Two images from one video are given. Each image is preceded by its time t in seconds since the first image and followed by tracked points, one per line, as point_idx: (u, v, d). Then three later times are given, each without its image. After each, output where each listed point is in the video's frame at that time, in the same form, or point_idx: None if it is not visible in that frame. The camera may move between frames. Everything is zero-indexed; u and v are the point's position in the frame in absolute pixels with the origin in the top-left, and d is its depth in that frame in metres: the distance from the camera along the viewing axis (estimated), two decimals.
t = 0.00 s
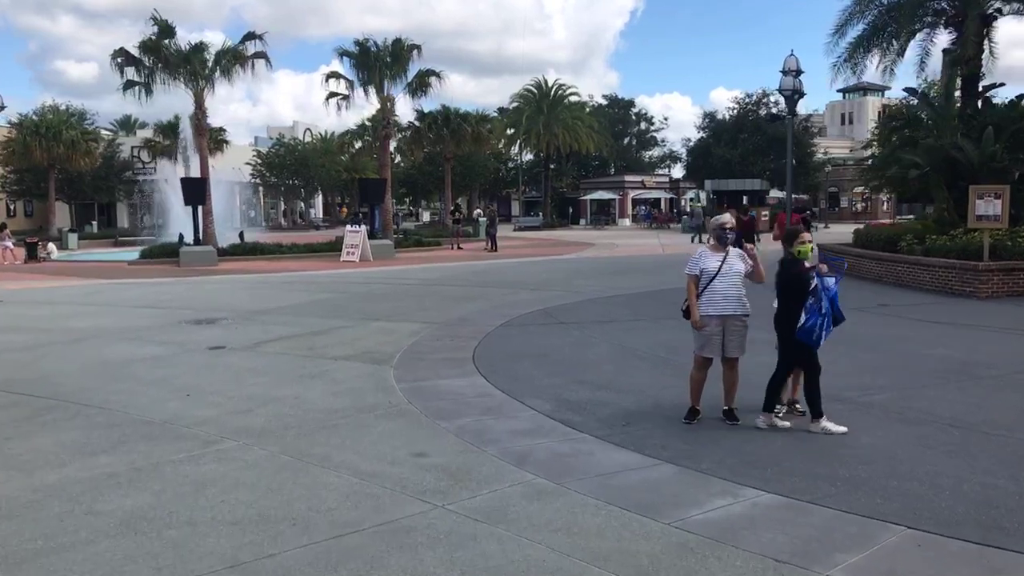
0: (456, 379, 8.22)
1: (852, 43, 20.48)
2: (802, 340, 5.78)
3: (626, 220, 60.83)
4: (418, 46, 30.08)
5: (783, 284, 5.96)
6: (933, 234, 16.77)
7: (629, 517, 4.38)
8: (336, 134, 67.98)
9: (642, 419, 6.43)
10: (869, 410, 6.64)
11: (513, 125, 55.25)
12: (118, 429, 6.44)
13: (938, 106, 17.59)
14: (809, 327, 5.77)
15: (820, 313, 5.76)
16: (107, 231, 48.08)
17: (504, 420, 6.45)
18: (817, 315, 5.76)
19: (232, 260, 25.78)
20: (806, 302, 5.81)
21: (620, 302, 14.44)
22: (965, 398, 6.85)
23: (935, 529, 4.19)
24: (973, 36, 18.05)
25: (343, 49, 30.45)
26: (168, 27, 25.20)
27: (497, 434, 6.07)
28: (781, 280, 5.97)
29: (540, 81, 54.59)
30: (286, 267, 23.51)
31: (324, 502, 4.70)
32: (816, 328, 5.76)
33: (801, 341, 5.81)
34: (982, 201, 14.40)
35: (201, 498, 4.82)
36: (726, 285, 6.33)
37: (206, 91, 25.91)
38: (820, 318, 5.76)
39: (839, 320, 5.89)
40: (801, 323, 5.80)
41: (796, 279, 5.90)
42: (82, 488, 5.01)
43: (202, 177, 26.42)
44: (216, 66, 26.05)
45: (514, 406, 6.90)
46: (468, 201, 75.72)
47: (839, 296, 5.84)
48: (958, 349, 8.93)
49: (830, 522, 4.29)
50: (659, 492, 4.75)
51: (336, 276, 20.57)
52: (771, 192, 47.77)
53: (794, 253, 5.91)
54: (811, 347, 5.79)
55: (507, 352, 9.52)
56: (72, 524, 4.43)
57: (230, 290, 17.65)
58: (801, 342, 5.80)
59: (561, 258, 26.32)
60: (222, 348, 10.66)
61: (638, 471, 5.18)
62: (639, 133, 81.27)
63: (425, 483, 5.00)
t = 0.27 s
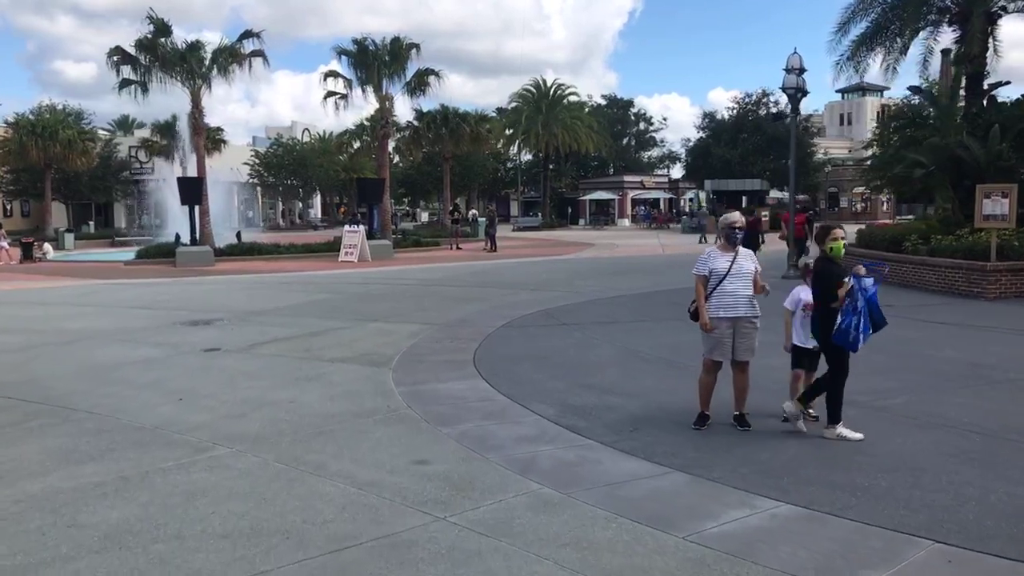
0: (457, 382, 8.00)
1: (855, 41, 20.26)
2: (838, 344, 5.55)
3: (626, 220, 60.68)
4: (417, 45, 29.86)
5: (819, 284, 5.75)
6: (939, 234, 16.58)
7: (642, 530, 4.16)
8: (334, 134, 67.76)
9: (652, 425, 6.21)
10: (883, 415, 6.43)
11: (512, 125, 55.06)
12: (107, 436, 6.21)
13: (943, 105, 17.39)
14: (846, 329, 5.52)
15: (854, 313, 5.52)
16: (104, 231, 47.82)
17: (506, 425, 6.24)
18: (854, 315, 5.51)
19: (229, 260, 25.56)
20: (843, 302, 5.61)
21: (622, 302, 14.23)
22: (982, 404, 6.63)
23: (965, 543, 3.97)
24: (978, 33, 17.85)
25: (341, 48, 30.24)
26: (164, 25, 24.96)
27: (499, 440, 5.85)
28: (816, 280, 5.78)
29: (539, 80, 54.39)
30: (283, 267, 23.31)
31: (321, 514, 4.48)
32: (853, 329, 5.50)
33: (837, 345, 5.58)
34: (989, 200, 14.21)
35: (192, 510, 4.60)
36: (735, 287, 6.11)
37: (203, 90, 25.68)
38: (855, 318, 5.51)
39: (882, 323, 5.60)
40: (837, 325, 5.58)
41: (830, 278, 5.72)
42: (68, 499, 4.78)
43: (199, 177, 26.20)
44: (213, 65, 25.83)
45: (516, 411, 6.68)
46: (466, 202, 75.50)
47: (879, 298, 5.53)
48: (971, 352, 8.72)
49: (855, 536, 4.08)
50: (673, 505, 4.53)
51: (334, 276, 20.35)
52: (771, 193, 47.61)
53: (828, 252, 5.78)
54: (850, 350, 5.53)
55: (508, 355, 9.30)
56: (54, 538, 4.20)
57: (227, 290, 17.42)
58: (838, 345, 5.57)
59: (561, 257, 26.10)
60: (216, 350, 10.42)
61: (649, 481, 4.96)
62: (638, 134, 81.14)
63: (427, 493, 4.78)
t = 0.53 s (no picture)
0: (459, 387, 7.76)
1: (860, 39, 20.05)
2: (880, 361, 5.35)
3: (626, 220, 60.46)
4: (416, 43, 29.62)
5: (849, 290, 5.52)
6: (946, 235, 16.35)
7: (657, 548, 3.93)
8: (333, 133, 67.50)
9: (663, 433, 5.97)
10: (902, 422, 6.20)
11: (511, 125, 54.83)
12: (96, 444, 5.97)
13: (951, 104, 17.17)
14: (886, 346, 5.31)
15: (891, 327, 5.30)
16: (101, 231, 47.53)
17: (511, 433, 6.00)
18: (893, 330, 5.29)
19: (226, 260, 25.29)
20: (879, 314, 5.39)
21: (625, 304, 13.99)
22: (1004, 411, 6.39)
23: (1001, 563, 3.74)
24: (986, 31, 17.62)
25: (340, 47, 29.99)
26: (161, 23, 24.70)
27: (504, 450, 5.61)
28: (845, 286, 5.56)
29: (539, 80, 54.16)
30: (281, 268, 23.06)
31: (318, 530, 4.24)
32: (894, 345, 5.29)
33: (874, 359, 5.39)
34: (999, 200, 13.97)
35: (181, 525, 4.36)
36: (749, 290, 5.89)
37: (201, 89, 25.43)
38: (893, 333, 5.29)
39: (922, 331, 5.38)
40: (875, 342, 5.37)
41: (860, 282, 5.48)
42: (51, 513, 4.54)
43: (196, 176, 25.94)
44: (211, 64, 25.58)
45: (521, 418, 6.45)
46: (466, 202, 75.26)
47: (914, 306, 5.33)
48: (988, 355, 8.49)
49: (884, 556, 3.84)
50: (690, 521, 4.30)
51: (333, 277, 20.11)
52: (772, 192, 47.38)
53: (859, 251, 5.58)
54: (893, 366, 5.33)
55: (511, 358, 9.07)
56: (34, 556, 3.96)
57: (224, 292, 17.17)
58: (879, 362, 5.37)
59: (562, 258, 25.86)
60: (211, 353, 10.18)
61: (662, 494, 4.73)
62: (638, 134, 80.95)
63: (430, 507, 4.54)
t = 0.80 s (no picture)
0: (459, 392, 7.53)
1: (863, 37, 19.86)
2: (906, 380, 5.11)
3: (626, 220, 60.25)
4: (414, 42, 29.40)
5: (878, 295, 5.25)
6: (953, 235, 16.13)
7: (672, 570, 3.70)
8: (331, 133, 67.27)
9: (672, 443, 5.73)
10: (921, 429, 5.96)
11: (510, 125, 54.62)
12: (81, 455, 5.72)
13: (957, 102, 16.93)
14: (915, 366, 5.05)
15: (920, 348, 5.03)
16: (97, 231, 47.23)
17: (514, 443, 5.77)
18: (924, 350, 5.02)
19: (223, 261, 25.02)
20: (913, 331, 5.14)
21: (628, 305, 13.76)
22: None
23: None
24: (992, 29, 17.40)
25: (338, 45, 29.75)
26: (157, 22, 24.45)
27: (507, 461, 5.37)
28: (875, 291, 5.30)
29: (538, 79, 53.94)
30: (278, 269, 22.82)
31: (311, 550, 4.00)
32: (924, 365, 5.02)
33: (902, 375, 5.15)
34: (1007, 200, 13.71)
35: (168, 543, 4.13)
36: (761, 293, 5.66)
37: (197, 87, 25.19)
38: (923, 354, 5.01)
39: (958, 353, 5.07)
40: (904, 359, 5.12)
41: (891, 290, 5.20)
42: (31, 531, 4.30)
43: (193, 176, 25.69)
44: (207, 63, 25.35)
45: (525, 426, 6.22)
46: (465, 201, 75.06)
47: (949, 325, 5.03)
48: (1002, 359, 8.27)
49: None
50: (705, 539, 4.07)
51: (331, 278, 19.87)
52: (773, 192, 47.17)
53: (895, 255, 5.27)
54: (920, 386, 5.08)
55: (513, 362, 8.84)
56: None
57: (219, 293, 16.92)
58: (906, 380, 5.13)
59: (561, 258, 25.65)
60: (205, 357, 9.94)
61: (674, 508, 4.50)
62: (637, 133, 80.79)
63: (431, 524, 4.31)
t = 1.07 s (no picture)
0: (459, 397, 7.28)
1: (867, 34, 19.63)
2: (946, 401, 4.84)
3: (626, 220, 60.01)
4: (413, 40, 29.17)
5: (912, 293, 5.07)
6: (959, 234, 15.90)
7: None
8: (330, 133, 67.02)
9: (681, 451, 5.49)
10: (939, 437, 5.72)
11: (509, 124, 54.39)
12: (63, 464, 5.47)
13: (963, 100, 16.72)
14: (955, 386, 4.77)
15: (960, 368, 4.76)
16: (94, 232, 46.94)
17: (516, 451, 5.53)
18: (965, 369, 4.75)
19: (220, 262, 24.78)
20: (952, 340, 4.92)
21: (630, 306, 13.53)
22: None
23: None
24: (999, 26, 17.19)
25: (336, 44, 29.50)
26: (153, 20, 24.18)
27: (509, 470, 5.13)
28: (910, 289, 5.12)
29: (538, 79, 53.71)
30: (276, 269, 22.56)
31: (302, 568, 3.77)
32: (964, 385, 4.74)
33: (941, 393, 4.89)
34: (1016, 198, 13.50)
35: (150, 562, 3.88)
36: (774, 295, 5.41)
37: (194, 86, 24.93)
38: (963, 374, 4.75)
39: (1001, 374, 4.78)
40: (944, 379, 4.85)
41: (929, 289, 5.03)
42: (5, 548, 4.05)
43: (189, 176, 25.41)
44: (204, 62, 25.10)
45: (527, 433, 5.98)
46: (465, 201, 74.84)
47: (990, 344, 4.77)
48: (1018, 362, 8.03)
49: None
50: (721, 557, 3.82)
51: (328, 278, 19.62)
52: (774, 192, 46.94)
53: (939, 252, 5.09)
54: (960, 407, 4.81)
55: (514, 365, 8.60)
56: None
57: (215, 294, 16.66)
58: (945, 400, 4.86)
59: (561, 259, 25.41)
60: (198, 360, 9.69)
61: (686, 523, 4.26)
62: (637, 133, 80.59)
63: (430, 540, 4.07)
